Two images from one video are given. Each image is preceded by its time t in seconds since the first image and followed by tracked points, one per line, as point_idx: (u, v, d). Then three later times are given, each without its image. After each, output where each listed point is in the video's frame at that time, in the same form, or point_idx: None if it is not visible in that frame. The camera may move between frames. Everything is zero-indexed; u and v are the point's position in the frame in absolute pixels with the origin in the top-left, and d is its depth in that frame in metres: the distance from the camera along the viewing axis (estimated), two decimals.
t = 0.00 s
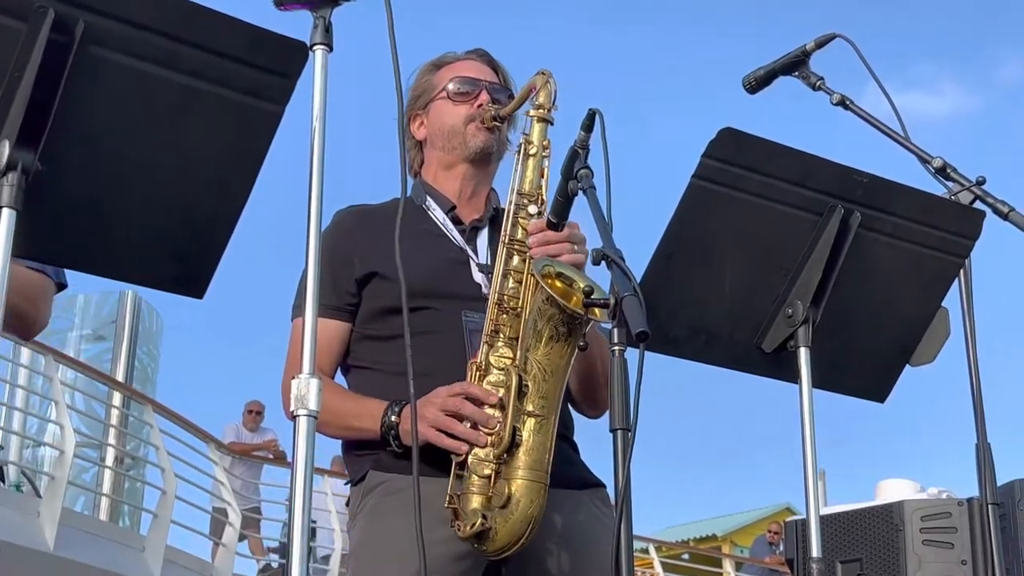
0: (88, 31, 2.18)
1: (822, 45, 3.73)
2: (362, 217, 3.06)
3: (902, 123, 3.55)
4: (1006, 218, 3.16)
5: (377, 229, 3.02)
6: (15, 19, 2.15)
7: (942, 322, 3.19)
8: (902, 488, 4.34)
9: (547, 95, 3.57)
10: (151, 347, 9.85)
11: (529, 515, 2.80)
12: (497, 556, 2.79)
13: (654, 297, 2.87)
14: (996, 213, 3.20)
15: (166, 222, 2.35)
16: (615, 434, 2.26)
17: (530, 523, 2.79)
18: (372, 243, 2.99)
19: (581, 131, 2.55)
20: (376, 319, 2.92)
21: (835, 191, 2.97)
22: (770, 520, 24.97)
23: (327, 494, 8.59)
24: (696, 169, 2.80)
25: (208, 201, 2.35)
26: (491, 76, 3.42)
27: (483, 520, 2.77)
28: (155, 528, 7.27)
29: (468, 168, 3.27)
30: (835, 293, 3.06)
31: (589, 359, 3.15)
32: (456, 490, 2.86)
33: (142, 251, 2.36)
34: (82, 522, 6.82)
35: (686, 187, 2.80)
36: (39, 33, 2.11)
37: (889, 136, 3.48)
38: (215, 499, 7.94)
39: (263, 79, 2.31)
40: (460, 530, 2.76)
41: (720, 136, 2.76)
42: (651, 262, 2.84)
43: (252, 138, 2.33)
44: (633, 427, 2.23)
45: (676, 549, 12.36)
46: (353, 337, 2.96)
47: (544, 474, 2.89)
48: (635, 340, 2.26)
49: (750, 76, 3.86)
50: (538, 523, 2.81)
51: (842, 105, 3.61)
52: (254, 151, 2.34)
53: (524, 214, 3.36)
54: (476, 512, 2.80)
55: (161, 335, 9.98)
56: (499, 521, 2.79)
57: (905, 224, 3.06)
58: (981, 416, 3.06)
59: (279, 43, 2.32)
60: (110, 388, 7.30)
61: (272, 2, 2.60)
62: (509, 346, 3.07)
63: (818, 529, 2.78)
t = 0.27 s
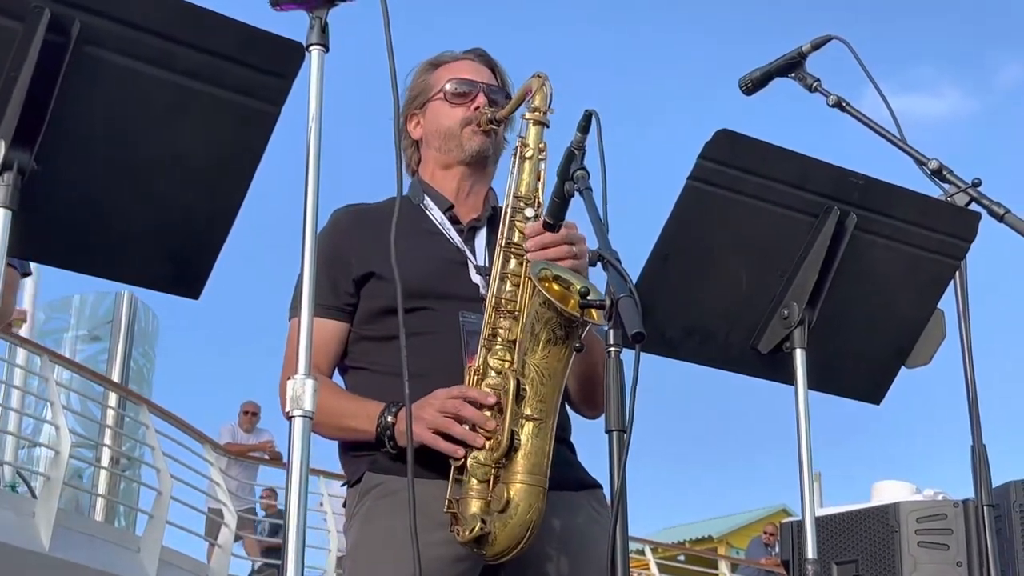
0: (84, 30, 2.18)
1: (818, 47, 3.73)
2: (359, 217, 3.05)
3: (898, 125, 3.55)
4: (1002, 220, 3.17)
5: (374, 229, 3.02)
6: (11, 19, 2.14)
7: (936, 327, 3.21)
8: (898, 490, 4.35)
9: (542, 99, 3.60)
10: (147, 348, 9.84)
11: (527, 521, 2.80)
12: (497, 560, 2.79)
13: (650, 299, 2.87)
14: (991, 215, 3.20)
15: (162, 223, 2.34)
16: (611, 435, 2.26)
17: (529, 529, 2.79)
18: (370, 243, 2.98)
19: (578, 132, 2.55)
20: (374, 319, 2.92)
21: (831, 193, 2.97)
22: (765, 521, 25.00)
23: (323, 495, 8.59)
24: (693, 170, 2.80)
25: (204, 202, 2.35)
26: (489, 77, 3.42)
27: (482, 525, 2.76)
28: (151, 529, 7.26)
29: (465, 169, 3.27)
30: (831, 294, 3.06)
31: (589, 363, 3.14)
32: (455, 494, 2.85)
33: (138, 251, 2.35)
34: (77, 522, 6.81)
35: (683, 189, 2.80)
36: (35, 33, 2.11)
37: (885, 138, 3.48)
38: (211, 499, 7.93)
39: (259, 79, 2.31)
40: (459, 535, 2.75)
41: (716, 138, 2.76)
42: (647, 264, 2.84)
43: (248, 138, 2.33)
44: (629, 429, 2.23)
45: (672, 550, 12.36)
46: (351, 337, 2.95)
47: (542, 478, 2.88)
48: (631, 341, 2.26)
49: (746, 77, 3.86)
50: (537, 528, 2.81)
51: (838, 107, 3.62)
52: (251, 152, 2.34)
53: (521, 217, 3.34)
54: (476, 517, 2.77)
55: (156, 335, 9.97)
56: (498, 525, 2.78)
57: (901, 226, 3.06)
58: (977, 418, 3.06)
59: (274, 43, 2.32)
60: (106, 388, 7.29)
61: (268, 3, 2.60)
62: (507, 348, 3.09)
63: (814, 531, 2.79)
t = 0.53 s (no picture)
0: (80, 31, 2.18)
1: (814, 48, 3.73)
2: (356, 217, 3.05)
3: (894, 126, 3.56)
4: (998, 221, 3.17)
5: (370, 229, 3.02)
6: (7, 19, 2.14)
7: (932, 327, 3.22)
8: (894, 491, 4.35)
9: (538, 97, 3.59)
10: (143, 349, 9.83)
11: (526, 519, 2.80)
12: (495, 559, 2.78)
13: (647, 300, 2.87)
14: (987, 217, 3.20)
15: (159, 222, 2.34)
16: (608, 436, 2.26)
17: (528, 526, 2.79)
18: (367, 243, 2.98)
19: (574, 132, 2.55)
20: (371, 319, 2.92)
21: (827, 194, 2.97)
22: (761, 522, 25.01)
23: (319, 495, 8.58)
24: (689, 171, 2.80)
25: (201, 201, 2.35)
26: (485, 76, 3.41)
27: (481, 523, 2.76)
28: (147, 530, 7.25)
29: (460, 169, 3.27)
30: (828, 294, 3.06)
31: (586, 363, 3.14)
32: (454, 493, 2.85)
33: (134, 250, 2.35)
34: (73, 523, 6.80)
35: (679, 189, 2.80)
36: (31, 33, 2.11)
37: (882, 139, 3.48)
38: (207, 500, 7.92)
39: (256, 79, 2.31)
40: (458, 533, 2.75)
41: (712, 139, 2.76)
42: (644, 264, 2.84)
43: (245, 138, 2.33)
44: (626, 429, 2.23)
45: (668, 551, 12.36)
46: (348, 337, 2.95)
47: (541, 476, 2.88)
48: (627, 342, 2.26)
49: (743, 78, 3.87)
50: (536, 525, 2.81)
51: (835, 108, 3.62)
52: (247, 152, 2.34)
53: (517, 215, 3.32)
54: (474, 515, 2.78)
55: (152, 336, 9.96)
56: (497, 523, 2.78)
57: (897, 227, 3.06)
58: (973, 419, 3.06)
59: (270, 42, 2.31)
60: (102, 389, 7.28)
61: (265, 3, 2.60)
62: (504, 347, 3.05)
63: (810, 531, 2.79)
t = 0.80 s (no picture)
0: (77, 31, 2.17)
1: (811, 50, 3.74)
2: (353, 217, 3.05)
3: (891, 128, 3.56)
4: (994, 223, 3.18)
5: (366, 229, 3.02)
6: (4, 19, 2.13)
7: (930, 327, 3.20)
8: (890, 492, 4.36)
9: (533, 96, 3.59)
10: (138, 350, 9.81)
11: (524, 514, 2.81)
12: (493, 555, 2.79)
13: (643, 301, 2.87)
14: (983, 219, 3.21)
15: (155, 223, 2.34)
16: (604, 438, 2.26)
17: (526, 522, 2.80)
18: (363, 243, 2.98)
19: (571, 133, 2.55)
20: (367, 319, 2.92)
21: (824, 196, 2.97)
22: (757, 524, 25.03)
23: (315, 497, 8.57)
24: (685, 173, 2.80)
25: (197, 202, 2.34)
26: (479, 77, 3.42)
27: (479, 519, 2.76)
28: (142, 531, 7.24)
29: (455, 170, 3.27)
30: (824, 296, 3.06)
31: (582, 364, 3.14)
32: (451, 490, 2.84)
33: (130, 251, 2.35)
34: (68, 524, 6.79)
35: (675, 191, 2.80)
36: (27, 32, 2.10)
37: (878, 141, 3.49)
38: (202, 502, 7.91)
39: (252, 80, 2.31)
40: (456, 529, 2.75)
41: (709, 141, 2.76)
42: (640, 265, 2.84)
43: (242, 139, 2.33)
44: (621, 430, 2.23)
45: (664, 553, 12.36)
46: (345, 337, 2.95)
47: (538, 472, 2.89)
48: (623, 343, 2.26)
49: (739, 79, 3.87)
50: (535, 520, 2.82)
51: (831, 110, 3.62)
52: (243, 153, 2.34)
53: (513, 213, 3.32)
54: (472, 511, 2.78)
55: (148, 338, 9.95)
56: (495, 519, 2.78)
57: (893, 229, 3.06)
58: (968, 421, 3.07)
59: (267, 43, 2.31)
60: (98, 390, 7.28)
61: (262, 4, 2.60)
62: (500, 344, 3.06)
63: (806, 533, 2.79)
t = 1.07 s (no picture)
0: (74, 33, 2.17)
1: (808, 52, 3.74)
2: (348, 219, 3.05)
3: (887, 130, 3.57)
4: (990, 225, 3.18)
5: (363, 230, 3.02)
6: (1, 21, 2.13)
7: (925, 329, 3.21)
8: (886, 494, 4.36)
9: (524, 97, 3.60)
10: (135, 351, 9.81)
11: (523, 514, 2.81)
12: (491, 555, 2.79)
13: (640, 302, 2.88)
14: (979, 221, 3.22)
15: (152, 224, 2.34)
16: (600, 439, 2.26)
17: (524, 522, 2.80)
18: (359, 244, 2.98)
19: (568, 135, 2.56)
20: (364, 320, 2.92)
21: (820, 198, 2.98)
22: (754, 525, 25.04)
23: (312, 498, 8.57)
24: (682, 175, 2.80)
25: (194, 203, 2.34)
26: (472, 79, 3.42)
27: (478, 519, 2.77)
28: (138, 532, 7.24)
29: (449, 173, 3.28)
30: (821, 298, 3.07)
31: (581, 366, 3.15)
32: (449, 491, 2.84)
33: (127, 252, 2.35)
34: (65, 526, 6.79)
35: (672, 193, 2.80)
36: (25, 34, 2.10)
37: (875, 143, 3.49)
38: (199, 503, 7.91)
39: (249, 82, 2.31)
40: (454, 530, 2.75)
41: (705, 143, 2.76)
42: (638, 267, 2.84)
43: (238, 140, 2.33)
44: (618, 432, 2.23)
45: (661, 555, 12.36)
46: (342, 339, 2.95)
47: (536, 471, 2.89)
48: (620, 344, 2.26)
49: (736, 82, 3.87)
50: (534, 520, 2.83)
51: (827, 112, 3.63)
52: (240, 155, 2.34)
53: (507, 214, 3.32)
54: (470, 512, 2.78)
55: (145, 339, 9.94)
56: (494, 518, 2.78)
57: (889, 231, 3.07)
58: (965, 424, 3.07)
59: (264, 45, 2.31)
60: (95, 391, 7.27)
61: (259, 7, 2.60)
62: (496, 344, 3.07)
63: (803, 535, 2.79)
